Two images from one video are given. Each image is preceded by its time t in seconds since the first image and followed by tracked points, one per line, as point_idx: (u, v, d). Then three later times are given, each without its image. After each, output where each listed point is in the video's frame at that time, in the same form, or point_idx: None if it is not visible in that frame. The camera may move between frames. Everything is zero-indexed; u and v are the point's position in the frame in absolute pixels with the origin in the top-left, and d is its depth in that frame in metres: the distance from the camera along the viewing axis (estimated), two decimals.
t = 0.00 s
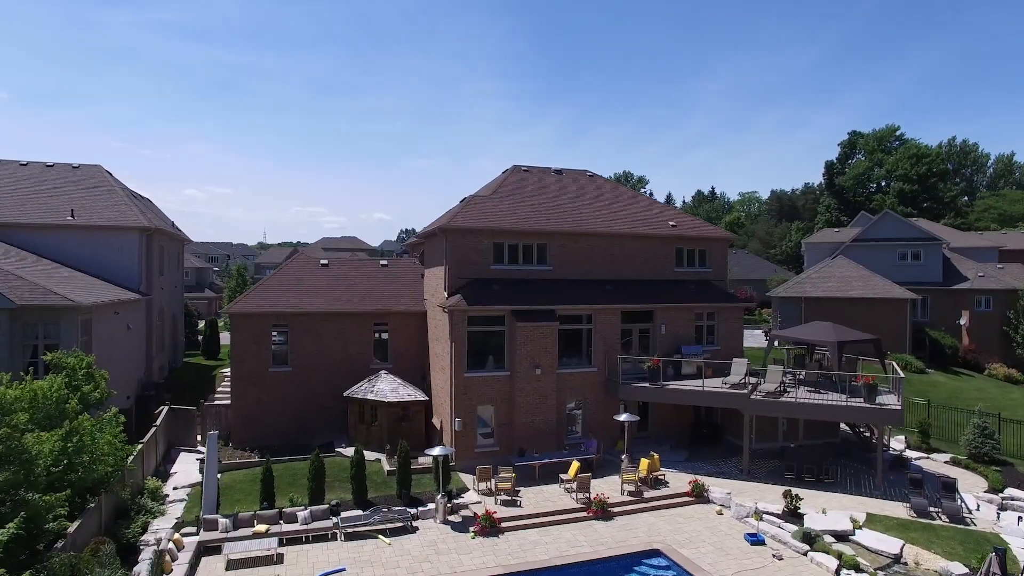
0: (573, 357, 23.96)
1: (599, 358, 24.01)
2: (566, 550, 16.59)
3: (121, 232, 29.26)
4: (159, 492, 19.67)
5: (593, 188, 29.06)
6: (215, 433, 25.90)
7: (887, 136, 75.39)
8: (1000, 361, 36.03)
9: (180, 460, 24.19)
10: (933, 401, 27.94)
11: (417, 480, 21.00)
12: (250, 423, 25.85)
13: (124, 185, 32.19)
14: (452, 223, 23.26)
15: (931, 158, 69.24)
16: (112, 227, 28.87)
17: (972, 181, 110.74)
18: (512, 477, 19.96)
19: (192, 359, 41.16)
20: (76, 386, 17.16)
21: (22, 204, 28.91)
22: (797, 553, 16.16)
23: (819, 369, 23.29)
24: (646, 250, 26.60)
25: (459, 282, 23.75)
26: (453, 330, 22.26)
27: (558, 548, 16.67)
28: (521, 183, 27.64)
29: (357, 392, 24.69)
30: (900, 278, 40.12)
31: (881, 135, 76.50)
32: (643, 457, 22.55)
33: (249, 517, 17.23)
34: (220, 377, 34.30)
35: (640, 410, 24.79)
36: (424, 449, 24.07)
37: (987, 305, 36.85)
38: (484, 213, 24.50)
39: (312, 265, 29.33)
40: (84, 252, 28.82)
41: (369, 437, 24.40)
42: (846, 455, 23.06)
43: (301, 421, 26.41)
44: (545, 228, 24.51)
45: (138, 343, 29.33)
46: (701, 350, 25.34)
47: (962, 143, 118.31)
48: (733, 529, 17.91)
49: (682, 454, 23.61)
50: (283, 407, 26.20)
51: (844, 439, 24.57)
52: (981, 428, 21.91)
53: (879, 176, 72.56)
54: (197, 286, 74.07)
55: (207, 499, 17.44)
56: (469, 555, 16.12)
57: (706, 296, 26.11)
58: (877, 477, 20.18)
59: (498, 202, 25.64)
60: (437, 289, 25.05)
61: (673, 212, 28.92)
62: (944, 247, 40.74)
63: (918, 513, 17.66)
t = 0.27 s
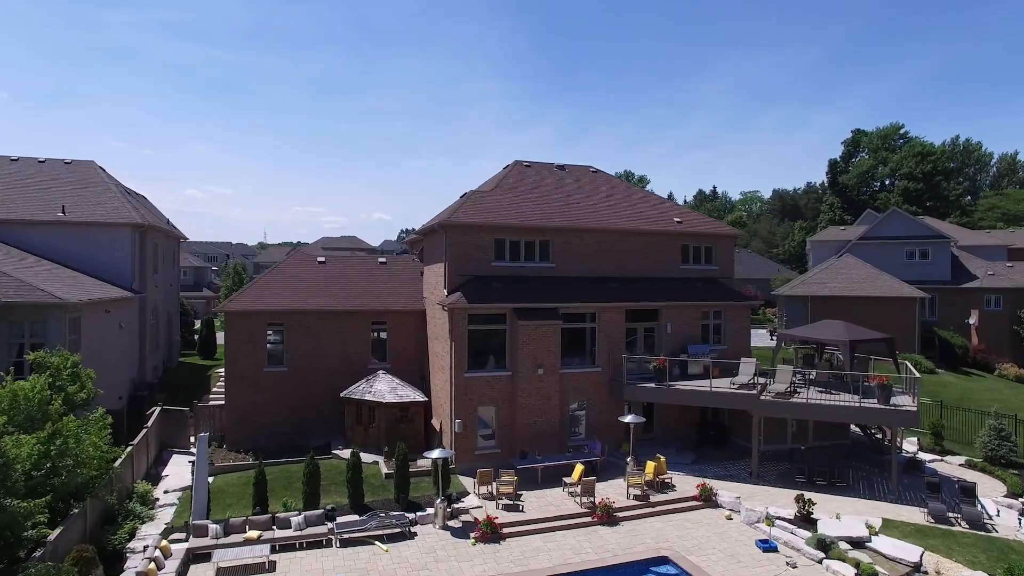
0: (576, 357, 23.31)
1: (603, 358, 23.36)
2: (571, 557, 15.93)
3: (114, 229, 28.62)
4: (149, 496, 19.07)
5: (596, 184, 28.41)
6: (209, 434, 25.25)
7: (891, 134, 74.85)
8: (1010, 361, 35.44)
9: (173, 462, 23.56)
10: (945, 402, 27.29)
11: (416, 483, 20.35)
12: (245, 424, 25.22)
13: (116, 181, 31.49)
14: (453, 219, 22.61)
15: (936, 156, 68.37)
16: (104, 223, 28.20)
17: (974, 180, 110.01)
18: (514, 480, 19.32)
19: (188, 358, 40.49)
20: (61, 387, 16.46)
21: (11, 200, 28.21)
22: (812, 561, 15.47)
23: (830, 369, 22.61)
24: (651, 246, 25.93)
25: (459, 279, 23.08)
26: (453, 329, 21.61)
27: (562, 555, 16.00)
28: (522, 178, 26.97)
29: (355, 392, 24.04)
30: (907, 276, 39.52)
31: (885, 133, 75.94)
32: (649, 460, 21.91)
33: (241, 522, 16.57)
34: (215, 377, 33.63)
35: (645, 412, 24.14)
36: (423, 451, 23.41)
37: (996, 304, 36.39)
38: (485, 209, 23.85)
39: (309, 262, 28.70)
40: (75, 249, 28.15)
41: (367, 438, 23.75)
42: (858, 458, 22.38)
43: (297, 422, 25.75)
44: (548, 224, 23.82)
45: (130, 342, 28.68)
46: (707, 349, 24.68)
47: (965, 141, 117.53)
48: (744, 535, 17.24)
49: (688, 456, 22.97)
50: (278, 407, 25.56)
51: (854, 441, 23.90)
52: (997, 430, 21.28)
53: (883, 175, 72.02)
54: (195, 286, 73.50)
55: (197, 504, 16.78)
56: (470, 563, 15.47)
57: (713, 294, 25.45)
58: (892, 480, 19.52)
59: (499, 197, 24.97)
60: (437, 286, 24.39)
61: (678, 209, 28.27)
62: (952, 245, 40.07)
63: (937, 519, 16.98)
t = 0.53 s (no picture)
0: (580, 356, 22.40)
1: (608, 356, 22.45)
2: (577, 567, 15.03)
3: (104, 224, 27.84)
4: (133, 501, 18.15)
5: (601, 177, 27.52)
6: (199, 436, 24.36)
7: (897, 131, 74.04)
8: None
9: (161, 465, 22.67)
10: (963, 403, 26.37)
11: (413, 487, 19.46)
12: (237, 425, 24.33)
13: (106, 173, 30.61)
14: (452, 211, 21.72)
15: (944, 153, 67.24)
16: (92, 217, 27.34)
17: (979, 179, 108.97)
18: (516, 485, 18.42)
19: (182, 357, 39.67)
20: (36, 386, 15.57)
21: None
22: (833, 572, 14.55)
23: (845, 368, 21.71)
24: (658, 241, 25.02)
25: (459, 275, 22.19)
26: (453, 326, 20.72)
27: (567, 564, 15.11)
28: (525, 171, 26.09)
29: (351, 391, 23.17)
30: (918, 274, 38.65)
31: (891, 131, 75.06)
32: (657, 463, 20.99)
33: (228, 529, 15.67)
34: (209, 376, 32.78)
35: (652, 413, 23.24)
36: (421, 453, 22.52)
37: (1010, 302, 35.54)
38: (486, 201, 22.97)
39: (305, 257, 27.82)
40: (63, 244, 27.30)
41: (363, 440, 22.87)
42: (874, 461, 21.47)
43: (291, 423, 24.86)
44: (551, 217, 22.92)
45: (120, 339, 27.81)
46: (717, 347, 23.78)
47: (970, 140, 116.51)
48: (759, 543, 16.33)
49: (697, 459, 22.08)
50: (271, 407, 24.66)
51: (870, 443, 23.00)
52: (1018, 430, 20.31)
53: (888, 172, 71.68)
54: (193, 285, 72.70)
55: (182, 510, 15.89)
56: (470, 573, 14.57)
57: (722, 290, 24.54)
58: (912, 485, 18.61)
59: (500, 190, 24.08)
60: (436, 282, 23.51)
61: (686, 203, 27.40)
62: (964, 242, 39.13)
63: (964, 527, 16.06)
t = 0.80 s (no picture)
0: (584, 353, 21.56)
1: (613, 354, 21.63)
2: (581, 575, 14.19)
3: (92, 218, 27.08)
4: (116, 504, 17.34)
5: (604, 170, 26.72)
6: (189, 436, 23.55)
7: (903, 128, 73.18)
8: None
9: (149, 466, 21.88)
10: (979, 402, 25.50)
11: (410, 490, 18.64)
12: (228, 425, 23.51)
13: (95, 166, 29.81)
14: (451, 202, 20.88)
15: (951, 149, 66.20)
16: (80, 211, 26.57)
17: (984, 178, 107.85)
18: (517, 488, 17.58)
19: (177, 356, 38.91)
20: (12, 383, 14.70)
21: None
22: None
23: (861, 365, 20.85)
24: (665, 235, 24.18)
25: (458, 268, 21.34)
26: (451, 322, 19.89)
27: (572, 573, 14.28)
28: (526, 163, 25.28)
29: (346, 390, 22.36)
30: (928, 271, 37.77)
31: (897, 127, 74.19)
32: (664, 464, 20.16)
33: (213, 535, 14.84)
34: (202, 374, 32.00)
35: (658, 412, 22.42)
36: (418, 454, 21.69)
37: None
38: (486, 193, 22.14)
39: (300, 252, 27.01)
40: (50, 239, 26.54)
41: (359, 440, 22.05)
42: (890, 463, 20.63)
43: (284, 422, 24.03)
44: (554, 209, 22.07)
45: (109, 336, 27.02)
46: (725, 345, 22.95)
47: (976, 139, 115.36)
48: (773, 549, 15.49)
49: (705, 460, 21.26)
50: (264, 406, 23.84)
51: (885, 444, 22.14)
52: None
53: (893, 170, 70.88)
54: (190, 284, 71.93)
55: (165, 514, 15.07)
56: None
57: (730, 286, 23.71)
58: (933, 488, 17.75)
59: (501, 181, 23.26)
60: (434, 277, 22.67)
61: (692, 196, 26.59)
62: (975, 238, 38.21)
63: (990, 533, 15.21)
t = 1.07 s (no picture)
0: (587, 350, 20.85)
1: (616, 351, 20.92)
2: None
3: (81, 211, 26.41)
4: (100, 506, 16.65)
5: (607, 164, 26.03)
6: (179, 436, 22.84)
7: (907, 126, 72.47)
8: None
9: (137, 467, 21.17)
10: (994, 402, 24.75)
11: (406, 492, 17.92)
12: (220, 424, 22.81)
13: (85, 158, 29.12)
14: (449, 193, 20.18)
15: (956, 146, 65.40)
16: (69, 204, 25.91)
17: (989, 176, 106.93)
18: (518, 490, 16.86)
19: (171, 355, 38.21)
20: None
21: None
22: None
23: (874, 362, 20.12)
24: (669, 228, 23.47)
25: (456, 262, 20.63)
26: (449, 318, 19.18)
27: None
28: (527, 156, 24.60)
29: (340, 388, 21.67)
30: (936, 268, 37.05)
31: (901, 125, 73.48)
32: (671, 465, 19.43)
33: (198, 539, 14.11)
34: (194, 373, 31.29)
35: (663, 411, 21.70)
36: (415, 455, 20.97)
37: None
38: (485, 185, 21.45)
39: (295, 247, 26.31)
40: (38, 233, 25.86)
41: (354, 440, 21.33)
42: (904, 464, 19.91)
43: (277, 422, 23.32)
44: (556, 201, 21.37)
45: (98, 333, 26.32)
46: (732, 341, 22.23)
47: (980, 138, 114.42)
48: (786, 554, 14.75)
49: (712, 460, 20.55)
50: (257, 404, 23.13)
51: (898, 445, 21.40)
52: None
53: (898, 167, 69.96)
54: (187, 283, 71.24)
55: (147, 518, 14.35)
56: None
57: (737, 281, 23.00)
58: (952, 491, 17.03)
59: (501, 173, 22.57)
60: (432, 271, 21.95)
61: (697, 190, 25.94)
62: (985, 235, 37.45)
63: (1014, 539, 14.47)
